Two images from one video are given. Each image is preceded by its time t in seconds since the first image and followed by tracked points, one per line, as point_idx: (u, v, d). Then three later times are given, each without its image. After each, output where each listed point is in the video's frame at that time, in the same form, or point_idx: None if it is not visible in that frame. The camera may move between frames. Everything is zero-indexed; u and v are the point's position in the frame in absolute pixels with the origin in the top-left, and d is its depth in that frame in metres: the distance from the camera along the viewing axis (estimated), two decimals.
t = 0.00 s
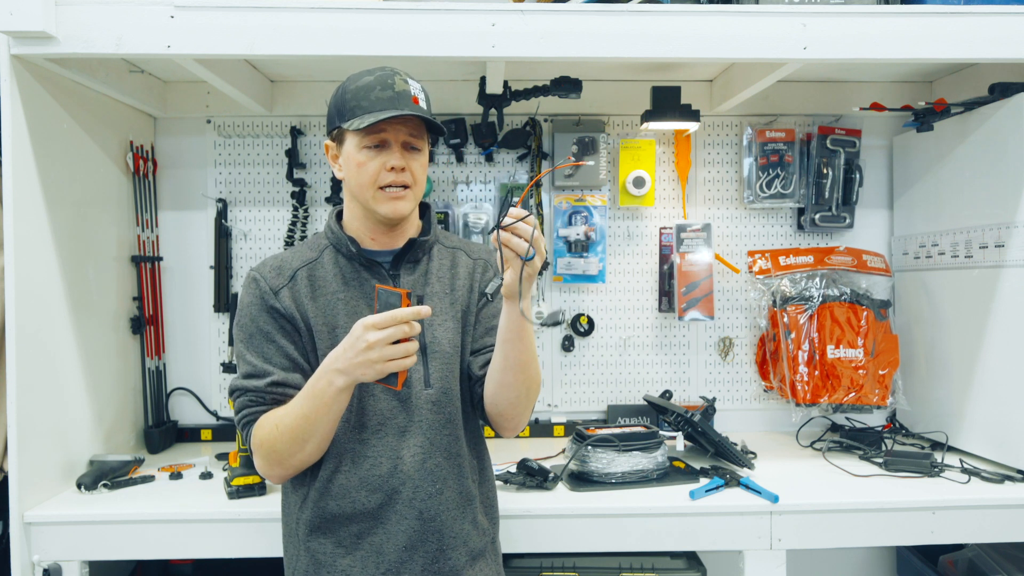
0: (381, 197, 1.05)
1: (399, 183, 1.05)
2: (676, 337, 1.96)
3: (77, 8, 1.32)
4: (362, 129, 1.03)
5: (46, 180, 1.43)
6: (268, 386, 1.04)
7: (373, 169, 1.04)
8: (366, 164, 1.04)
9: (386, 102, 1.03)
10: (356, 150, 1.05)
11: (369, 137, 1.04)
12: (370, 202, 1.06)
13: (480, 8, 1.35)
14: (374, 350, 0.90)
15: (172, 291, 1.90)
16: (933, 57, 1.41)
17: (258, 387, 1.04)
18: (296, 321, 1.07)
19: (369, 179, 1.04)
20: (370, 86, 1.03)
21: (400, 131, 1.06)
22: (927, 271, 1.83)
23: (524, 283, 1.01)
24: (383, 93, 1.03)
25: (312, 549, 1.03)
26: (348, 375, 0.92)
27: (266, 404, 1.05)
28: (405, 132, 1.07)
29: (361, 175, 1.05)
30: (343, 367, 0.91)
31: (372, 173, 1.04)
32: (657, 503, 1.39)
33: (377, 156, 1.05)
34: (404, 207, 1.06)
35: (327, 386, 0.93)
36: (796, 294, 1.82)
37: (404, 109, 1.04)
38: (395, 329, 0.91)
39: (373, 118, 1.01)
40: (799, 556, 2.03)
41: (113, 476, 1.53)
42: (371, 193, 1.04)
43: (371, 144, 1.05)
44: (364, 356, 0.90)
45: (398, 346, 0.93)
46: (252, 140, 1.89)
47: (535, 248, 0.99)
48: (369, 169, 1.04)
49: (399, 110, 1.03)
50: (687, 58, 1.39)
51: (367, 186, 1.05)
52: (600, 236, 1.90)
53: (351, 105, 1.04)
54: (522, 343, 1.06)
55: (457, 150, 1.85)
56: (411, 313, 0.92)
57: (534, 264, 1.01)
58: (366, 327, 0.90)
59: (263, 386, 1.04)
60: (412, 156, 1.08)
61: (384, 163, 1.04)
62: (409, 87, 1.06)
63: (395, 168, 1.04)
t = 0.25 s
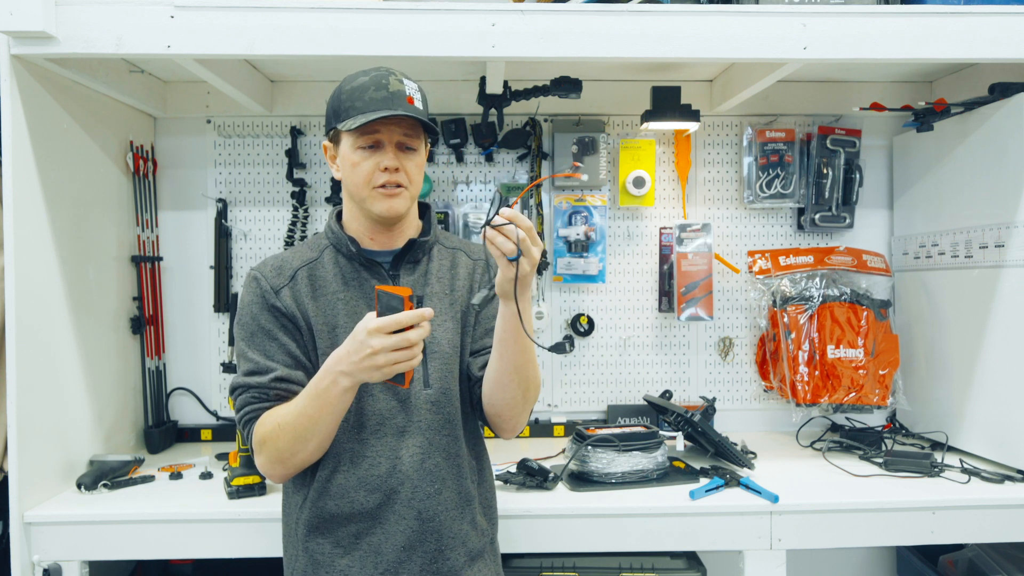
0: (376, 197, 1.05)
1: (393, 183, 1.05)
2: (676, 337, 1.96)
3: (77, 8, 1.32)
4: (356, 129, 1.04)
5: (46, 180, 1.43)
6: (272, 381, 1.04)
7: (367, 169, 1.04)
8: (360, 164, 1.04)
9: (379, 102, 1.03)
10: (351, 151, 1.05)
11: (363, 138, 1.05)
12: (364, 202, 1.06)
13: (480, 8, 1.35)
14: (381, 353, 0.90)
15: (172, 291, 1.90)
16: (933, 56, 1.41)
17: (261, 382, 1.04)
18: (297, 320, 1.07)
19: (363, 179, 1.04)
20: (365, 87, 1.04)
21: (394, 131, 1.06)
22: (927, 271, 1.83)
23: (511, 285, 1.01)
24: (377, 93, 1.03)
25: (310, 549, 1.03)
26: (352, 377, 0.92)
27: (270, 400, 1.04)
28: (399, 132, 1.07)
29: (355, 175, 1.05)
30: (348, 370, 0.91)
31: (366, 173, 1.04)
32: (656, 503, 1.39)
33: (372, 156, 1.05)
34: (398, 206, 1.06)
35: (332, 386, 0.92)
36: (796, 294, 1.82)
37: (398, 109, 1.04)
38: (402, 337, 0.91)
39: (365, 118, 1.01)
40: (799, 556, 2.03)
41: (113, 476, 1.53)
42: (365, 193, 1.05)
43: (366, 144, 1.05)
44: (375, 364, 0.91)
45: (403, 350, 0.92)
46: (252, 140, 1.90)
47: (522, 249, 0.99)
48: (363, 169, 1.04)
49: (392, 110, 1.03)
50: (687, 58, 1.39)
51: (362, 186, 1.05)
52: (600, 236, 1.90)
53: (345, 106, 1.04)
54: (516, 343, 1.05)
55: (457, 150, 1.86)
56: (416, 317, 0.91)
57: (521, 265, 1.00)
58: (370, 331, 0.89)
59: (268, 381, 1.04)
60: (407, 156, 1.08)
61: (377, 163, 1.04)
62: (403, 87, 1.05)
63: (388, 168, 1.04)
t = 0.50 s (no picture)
0: (361, 196, 1.05)
1: (377, 181, 1.05)
2: (676, 337, 1.96)
3: (77, 8, 1.32)
4: (341, 130, 1.05)
5: (46, 180, 1.43)
6: (290, 367, 1.02)
7: (352, 169, 1.05)
8: (345, 164, 1.05)
9: (358, 101, 1.02)
10: (338, 151, 1.06)
11: (347, 138, 1.05)
12: (352, 202, 1.07)
13: (480, 8, 1.35)
14: (399, 299, 0.92)
15: (172, 291, 1.90)
16: (933, 56, 1.41)
17: (278, 369, 1.01)
18: (305, 316, 1.07)
19: (348, 179, 1.05)
20: (345, 87, 1.02)
21: (377, 128, 1.05)
22: (927, 271, 1.83)
23: (502, 272, 0.98)
24: (356, 92, 1.02)
25: (312, 549, 1.03)
26: (370, 335, 0.92)
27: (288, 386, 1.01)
28: (382, 129, 1.05)
29: (342, 175, 1.06)
30: (367, 330, 0.91)
31: (351, 173, 1.05)
32: (656, 503, 1.39)
33: (356, 155, 1.05)
34: (385, 206, 1.06)
35: (347, 355, 0.91)
36: (796, 294, 1.82)
37: (378, 107, 1.02)
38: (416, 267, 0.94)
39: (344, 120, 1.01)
40: (799, 556, 2.03)
41: (113, 476, 1.53)
42: (351, 193, 1.05)
43: (351, 143, 1.06)
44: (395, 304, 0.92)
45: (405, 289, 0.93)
46: (252, 140, 1.90)
47: (510, 236, 0.95)
48: (347, 169, 1.05)
49: (371, 109, 1.01)
50: (687, 58, 1.39)
51: (348, 186, 1.06)
52: (600, 236, 1.90)
53: (329, 107, 1.04)
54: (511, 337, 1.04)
55: (456, 150, 1.86)
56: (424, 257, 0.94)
57: (510, 252, 0.96)
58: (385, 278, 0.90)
59: (285, 368, 1.01)
60: (391, 151, 1.06)
61: (360, 163, 1.04)
62: (385, 84, 1.04)
63: (371, 167, 1.04)
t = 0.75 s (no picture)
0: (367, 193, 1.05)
1: (384, 178, 1.04)
2: (676, 337, 1.96)
3: (77, 8, 1.32)
4: (348, 127, 1.05)
5: (46, 180, 1.43)
6: (284, 376, 1.01)
7: (359, 165, 1.05)
8: (352, 161, 1.05)
9: (367, 98, 1.02)
10: (344, 148, 1.06)
11: (355, 135, 1.05)
12: (357, 198, 1.06)
13: (480, 8, 1.35)
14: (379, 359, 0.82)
15: (172, 291, 1.90)
16: (933, 57, 1.41)
17: (274, 378, 1.01)
18: (305, 318, 1.07)
19: (355, 176, 1.05)
20: (354, 84, 1.03)
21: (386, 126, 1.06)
22: (927, 271, 1.83)
23: (506, 275, 0.96)
24: (365, 89, 1.02)
25: (317, 549, 1.03)
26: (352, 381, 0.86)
27: (283, 396, 1.01)
28: (391, 127, 1.06)
29: (348, 172, 1.06)
30: (345, 377, 0.85)
31: (358, 169, 1.05)
32: (656, 503, 1.39)
33: (364, 152, 1.05)
34: (390, 203, 1.05)
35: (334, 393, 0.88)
36: (796, 294, 1.82)
37: (386, 105, 1.02)
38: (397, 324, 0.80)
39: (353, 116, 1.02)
40: (799, 556, 2.03)
41: (113, 476, 1.53)
42: (357, 190, 1.05)
43: (359, 141, 1.06)
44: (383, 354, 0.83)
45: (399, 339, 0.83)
46: (252, 140, 1.89)
47: (514, 238, 0.93)
48: (355, 165, 1.05)
49: (380, 106, 1.02)
50: (687, 58, 1.39)
51: (354, 183, 1.05)
52: (600, 236, 1.90)
53: (336, 104, 1.04)
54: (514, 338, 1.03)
55: (457, 150, 1.86)
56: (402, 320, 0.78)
57: (513, 255, 0.94)
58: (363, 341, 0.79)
59: (280, 378, 1.01)
60: (398, 150, 1.07)
61: (368, 159, 1.04)
62: (393, 82, 1.04)
63: (379, 163, 1.04)
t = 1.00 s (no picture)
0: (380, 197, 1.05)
1: (397, 182, 1.05)
2: (676, 337, 1.96)
3: (77, 8, 1.32)
4: (359, 128, 1.03)
5: (46, 180, 1.43)
6: (283, 381, 1.02)
7: (372, 168, 1.04)
8: (364, 163, 1.04)
9: (381, 99, 1.03)
10: (354, 150, 1.04)
11: (366, 137, 1.04)
12: (368, 202, 1.06)
13: (480, 8, 1.35)
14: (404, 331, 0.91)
15: (172, 291, 1.90)
16: (933, 56, 1.41)
17: (273, 383, 1.02)
18: (304, 320, 1.07)
19: (368, 179, 1.04)
20: (367, 85, 1.03)
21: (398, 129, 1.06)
22: (927, 271, 1.83)
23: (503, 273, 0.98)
24: (380, 90, 1.03)
25: (315, 549, 1.03)
26: (374, 364, 0.91)
27: (282, 400, 1.02)
28: (403, 130, 1.06)
29: (359, 174, 1.05)
30: (369, 357, 0.90)
31: (371, 172, 1.04)
32: (657, 503, 1.39)
33: (376, 154, 1.05)
34: (402, 207, 1.06)
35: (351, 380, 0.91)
36: (796, 294, 1.82)
37: (401, 107, 1.03)
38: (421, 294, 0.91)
39: (368, 117, 1.01)
40: (799, 556, 2.03)
41: (113, 476, 1.53)
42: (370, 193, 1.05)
43: (369, 143, 1.05)
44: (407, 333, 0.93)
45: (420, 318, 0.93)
46: (252, 140, 1.89)
47: (510, 236, 0.95)
48: (368, 168, 1.04)
49: (395, 108, 1.02)
50: (687, 58, 1.39)
51: (366, 186, 1.05)
52: (600, 236, 1.90)
53: (347, 104, 1.04)
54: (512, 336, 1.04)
55: (457, 150, 1.86)
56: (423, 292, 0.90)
57: (510, 253, 0.96)
58: (389, 313, 0.88)
59: (279, 383, 1.02)
60: (410, 153, 1.08)
61: (382, 162, 1.04)
62: (405, 84, 1.05)
63: (393, 167, 1.04)
